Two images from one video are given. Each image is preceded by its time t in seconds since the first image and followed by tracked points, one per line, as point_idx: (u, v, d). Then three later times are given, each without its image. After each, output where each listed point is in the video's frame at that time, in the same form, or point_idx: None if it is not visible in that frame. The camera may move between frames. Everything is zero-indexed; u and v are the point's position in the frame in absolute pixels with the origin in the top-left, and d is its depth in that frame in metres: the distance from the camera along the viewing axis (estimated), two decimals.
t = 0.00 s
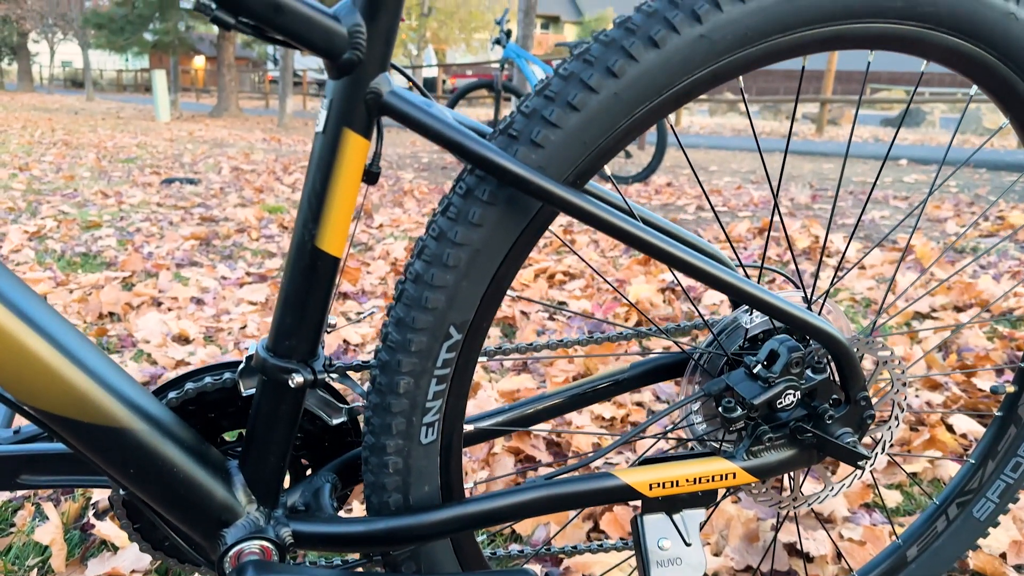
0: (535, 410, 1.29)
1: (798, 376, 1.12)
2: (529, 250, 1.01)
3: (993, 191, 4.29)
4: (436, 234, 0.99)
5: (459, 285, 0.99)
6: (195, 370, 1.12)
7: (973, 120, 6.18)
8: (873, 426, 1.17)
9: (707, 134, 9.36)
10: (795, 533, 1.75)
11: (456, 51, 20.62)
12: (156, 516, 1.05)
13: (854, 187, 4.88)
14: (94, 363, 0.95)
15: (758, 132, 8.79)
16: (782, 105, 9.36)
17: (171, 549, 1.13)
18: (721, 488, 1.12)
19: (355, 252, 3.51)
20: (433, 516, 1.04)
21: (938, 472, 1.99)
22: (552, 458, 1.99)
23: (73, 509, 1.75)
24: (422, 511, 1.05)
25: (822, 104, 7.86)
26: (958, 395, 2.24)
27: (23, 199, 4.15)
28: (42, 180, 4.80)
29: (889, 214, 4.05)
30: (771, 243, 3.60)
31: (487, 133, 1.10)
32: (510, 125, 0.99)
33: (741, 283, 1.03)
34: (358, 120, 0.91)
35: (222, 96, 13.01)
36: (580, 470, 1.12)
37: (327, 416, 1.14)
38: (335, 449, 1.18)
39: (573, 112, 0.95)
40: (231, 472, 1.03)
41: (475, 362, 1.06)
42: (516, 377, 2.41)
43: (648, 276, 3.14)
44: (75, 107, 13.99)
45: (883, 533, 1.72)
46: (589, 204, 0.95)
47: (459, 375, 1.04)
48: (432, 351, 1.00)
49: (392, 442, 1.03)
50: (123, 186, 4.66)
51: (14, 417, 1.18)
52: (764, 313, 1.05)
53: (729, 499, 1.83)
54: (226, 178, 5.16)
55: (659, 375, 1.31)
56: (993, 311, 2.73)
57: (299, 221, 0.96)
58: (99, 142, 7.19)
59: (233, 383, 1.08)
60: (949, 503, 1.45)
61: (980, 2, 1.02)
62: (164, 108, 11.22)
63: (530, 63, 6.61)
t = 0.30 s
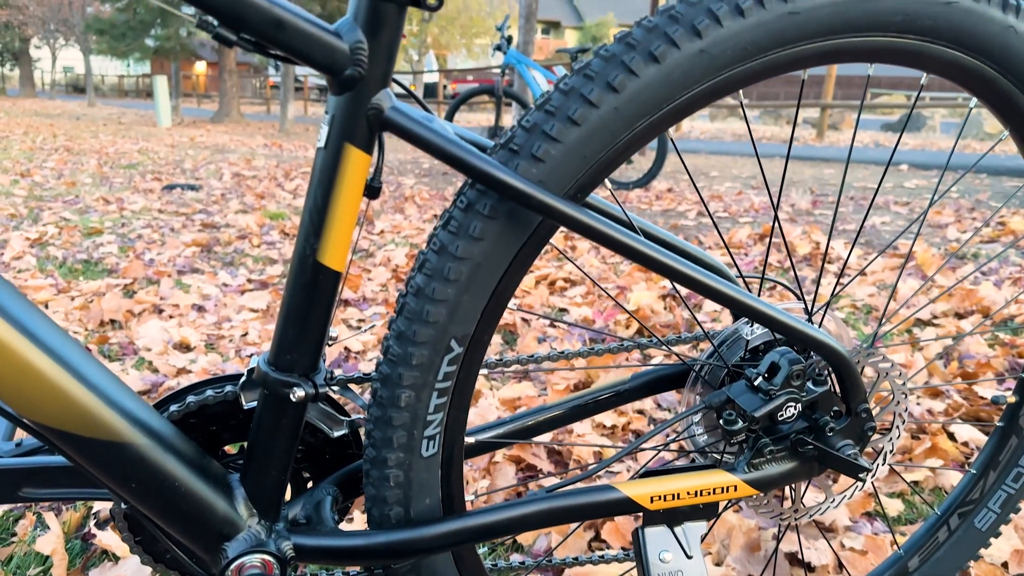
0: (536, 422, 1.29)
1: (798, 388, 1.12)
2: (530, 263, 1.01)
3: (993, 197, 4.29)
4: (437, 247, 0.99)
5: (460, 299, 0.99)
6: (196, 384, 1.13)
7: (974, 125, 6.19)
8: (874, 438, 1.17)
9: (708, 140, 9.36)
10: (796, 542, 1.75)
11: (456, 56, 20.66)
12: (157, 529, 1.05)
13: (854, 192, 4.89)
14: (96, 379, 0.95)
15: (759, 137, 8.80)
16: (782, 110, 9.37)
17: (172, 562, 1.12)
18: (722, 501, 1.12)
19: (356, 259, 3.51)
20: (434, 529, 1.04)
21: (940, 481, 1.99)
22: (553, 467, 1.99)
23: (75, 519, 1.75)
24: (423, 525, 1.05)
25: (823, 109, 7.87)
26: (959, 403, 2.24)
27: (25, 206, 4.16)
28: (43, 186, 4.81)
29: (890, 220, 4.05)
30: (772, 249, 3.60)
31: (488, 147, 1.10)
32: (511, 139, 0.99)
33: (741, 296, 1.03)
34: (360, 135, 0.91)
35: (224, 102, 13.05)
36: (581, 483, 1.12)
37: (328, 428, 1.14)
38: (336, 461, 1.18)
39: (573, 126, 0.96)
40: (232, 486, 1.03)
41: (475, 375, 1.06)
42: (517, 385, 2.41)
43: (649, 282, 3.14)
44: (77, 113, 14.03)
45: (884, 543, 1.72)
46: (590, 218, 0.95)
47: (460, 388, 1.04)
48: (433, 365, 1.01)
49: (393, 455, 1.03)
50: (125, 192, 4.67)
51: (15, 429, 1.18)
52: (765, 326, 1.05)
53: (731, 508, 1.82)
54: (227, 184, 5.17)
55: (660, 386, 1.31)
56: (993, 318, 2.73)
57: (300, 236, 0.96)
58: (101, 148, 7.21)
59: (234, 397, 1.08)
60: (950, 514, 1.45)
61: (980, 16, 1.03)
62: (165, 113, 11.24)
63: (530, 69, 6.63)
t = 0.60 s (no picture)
0: (535, 434, 1.29)
1: (797, 401, 1.12)
2: (528, 277, 1.01)
3: (994, 202, 4.29)
4: (435, 261, 0.99)
5: (458, 312, 0.99)
6: (195, 397, 1.13)
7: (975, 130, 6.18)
8: (874, 451, 1.16)
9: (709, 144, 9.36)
10: (795, 552, 1.75)
11: (457, 61, 20.69)
12: (155, 543, 1.05)
13: (855, 198, 4.88)
14: (95, 394, 0.95)
15: (759, 142, 8.80)
16: (782, 115, 9.37)
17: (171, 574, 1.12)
18: (721, 514, 1.12)
19: (356, 265, 3.51)
20: (432, 544, 1.03)
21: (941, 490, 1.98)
22: (553, 475, 1.99)
23: (74, 528, 1.75)
24: (421, 539, 1.04)
25: (823, 113, 7.87)
26: (959, 411, 2.23)
27: (25, 212, 4.16)
28: (44, 192, 4.82)
29: (891, 225, 4.05)
30: (772, 254, 3.60)
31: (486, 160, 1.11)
32: (509, 153, 0.99)
33: (739, 309, 1.03)
34: (358, 150, 0.91)
35: (224, 107, 13.07)
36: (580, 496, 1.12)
37: (327, 441, 1.14)
38: (335, 474, 1.18)
39: (571, 140, 0.96)
40: (230, 499, 1.03)
41: (474, 388, 1.06)
42: (516, 393, 2.41)
43: (649, 288, 3.13)
44: (79, 118, 14.05)
45: (885, 553, 1.71)
46: (587, 232, 0.95)
47: (458, 401, 1.04)
48: (431, 378, 1.00)
49: (391, 469, 1.03)
50: (125, 198, 4.67)
51: (15, 443, 1.18)
52: (764, 339, 1.05)
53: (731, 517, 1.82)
54: (227, 190, 5.17)
55: (660, 397, 1.31)
56: (994, 324, 2.72)
57: (299, 250, 0.96)
58: (102, 154, 7.21)
59: (232, 410, 1.09)
60: (950, 524, 1.45)
61: (979, 28, 1.03)
62: (167, 119, 11.28)
63: (531, 74, 6.64)
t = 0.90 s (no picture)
0: (533, 446, 1.29)
1: (796, 415, 1.12)
2: (525, 291, 1.01)
3: (995, 208, 4.28)
4: (434, 276, 0.99)
5: (457, 327, 0.99)
6: (194, 411, 1.13)
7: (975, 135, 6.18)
8: (873, 464, 1.16)
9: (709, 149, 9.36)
10: (796, 563, 1.75)
11: (458, 65, 20.73)
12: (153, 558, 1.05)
13: (855, 203, 4.88)
14: (94, 411, 0.95)
15: (759, 146, 8.80)
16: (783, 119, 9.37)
17: None
18: (720, 528, 1.12)
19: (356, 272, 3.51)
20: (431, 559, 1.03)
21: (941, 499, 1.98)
22: (553, 485, 1.98)
23: (73, 539, 1.75)
24: (419, 555, 1.04)
25: (824, 118, 7.87)
26: (960, 419, 2.23)
27: (26, 219, 4.17)
28: (45, 198, 4.83)
29: (891, 231, 4.05)
30: (772, 261, 3.60)
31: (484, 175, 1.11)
32: (507, 169, 0.99)
33: (737, 323, 1.03)
34: (356, 167, 0.91)
35: (225, 112, 13.09)
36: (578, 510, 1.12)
37: (325, 455, 1.14)
38: (333, 487, 1.18)
39: (569, 156, 0.96)
40: (228, 514, 1.03)
41: (472, 402, 1.06)
42: (516, 401, 2.40)
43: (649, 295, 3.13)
44: (80, 123, 14.08)
45: (885, 563, 1.71)
46: (584, 247, 0.95)
47: (457, 415, 1.04)
48: (430, 393, 1.01)
49: (389, 483, 1.03)
50: (126, 205, 4.68)
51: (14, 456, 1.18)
52: (762, 352, 1.05)
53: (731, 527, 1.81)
54: (228, 196, 5.18)
55: (659, 409, 1.31)
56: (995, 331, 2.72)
57: (297, 266, 0.96)
58: (103, 159, 7.22)
59: (231, 424, 1.09)
60: (950, 535, 1.45)
61: (975, 42, 1.03)
62: (168, 124, 11.31)
63: (531, 80, 6.64)
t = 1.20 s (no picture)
0: (533, 461, 1.29)
1: (796, 431, 1.12)
2: (524, 308, 1.01)
3: (996, 215, 4.28)
4: (433, 293, 0.99)
5: (456, 345, 0.99)
6: (193, 428, 1.13)
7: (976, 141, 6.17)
8: (873, 479, 1.16)
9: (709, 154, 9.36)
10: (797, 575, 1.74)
11: (458, 71, 20.77)
12: None
13: (856, 210, 4.88)
14: (94, 430, 0.95)
15: (760, 152, 8.80)
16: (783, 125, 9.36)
17: None
18: (719, 544, 1.12)
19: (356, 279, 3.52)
20: None
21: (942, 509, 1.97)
22: (553, 495, 1.98)
23: (73, 551, 1.74)
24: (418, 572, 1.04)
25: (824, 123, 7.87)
26: (961, 429, 2.22)
27: (27, 226, 4.17)
28: (47, 205, 4.84)
29: (892, 237, 4.04)
30: (773, 269, 3.59)
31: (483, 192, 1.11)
32: (506, 187, 0.99)
33: (737, 340, 1.02)
34: (356, 186, 0.92)
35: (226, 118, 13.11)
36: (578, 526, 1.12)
37: (324, 470, 1.14)
38: (333, 503, 1.18)
39: (567, 174, 0.96)
40: (228, 532, 1.03)
41: (471, 419, 1.06)
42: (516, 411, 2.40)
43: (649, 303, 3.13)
44: (82, 129, 14.11)
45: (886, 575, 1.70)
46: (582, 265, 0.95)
47: (456, 432, 1.04)
48: (429, 411, 1.00)
49: (389, 500, 1.03)
50: (127, 212, 4.69)
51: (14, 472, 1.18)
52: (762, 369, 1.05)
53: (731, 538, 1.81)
54: (230, 203, 5.19)
55: (659, 423, 1.31)
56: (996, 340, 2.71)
57: (296, 285, 0.97)
58: (104, 166, 7.23)
59: (231, 441, 1.09)
60: (951, 548, 1.44)
61: (973, 58, 1.02)
62: (170, 131, 11.34)
63: (531, 86, 6.65)
